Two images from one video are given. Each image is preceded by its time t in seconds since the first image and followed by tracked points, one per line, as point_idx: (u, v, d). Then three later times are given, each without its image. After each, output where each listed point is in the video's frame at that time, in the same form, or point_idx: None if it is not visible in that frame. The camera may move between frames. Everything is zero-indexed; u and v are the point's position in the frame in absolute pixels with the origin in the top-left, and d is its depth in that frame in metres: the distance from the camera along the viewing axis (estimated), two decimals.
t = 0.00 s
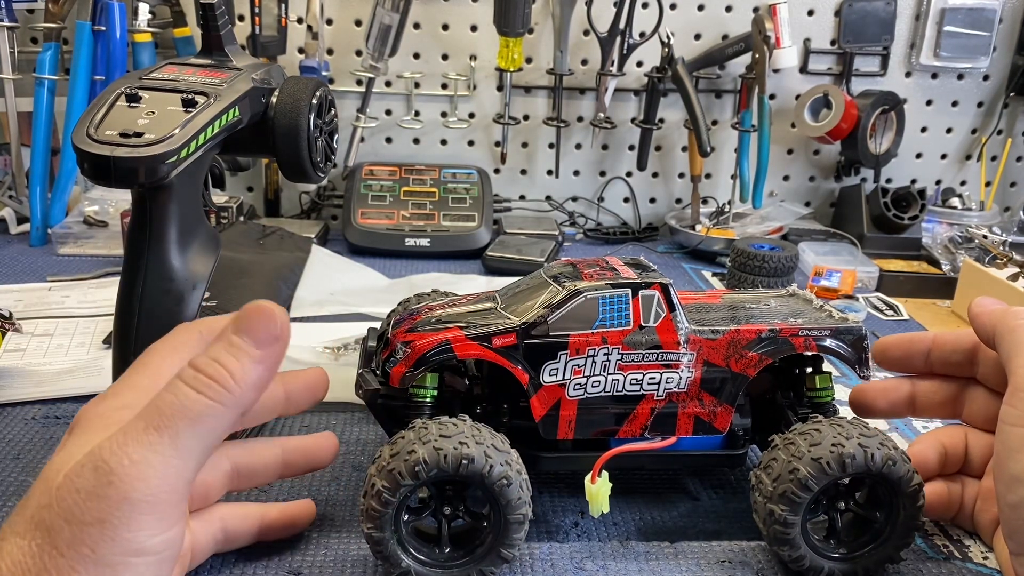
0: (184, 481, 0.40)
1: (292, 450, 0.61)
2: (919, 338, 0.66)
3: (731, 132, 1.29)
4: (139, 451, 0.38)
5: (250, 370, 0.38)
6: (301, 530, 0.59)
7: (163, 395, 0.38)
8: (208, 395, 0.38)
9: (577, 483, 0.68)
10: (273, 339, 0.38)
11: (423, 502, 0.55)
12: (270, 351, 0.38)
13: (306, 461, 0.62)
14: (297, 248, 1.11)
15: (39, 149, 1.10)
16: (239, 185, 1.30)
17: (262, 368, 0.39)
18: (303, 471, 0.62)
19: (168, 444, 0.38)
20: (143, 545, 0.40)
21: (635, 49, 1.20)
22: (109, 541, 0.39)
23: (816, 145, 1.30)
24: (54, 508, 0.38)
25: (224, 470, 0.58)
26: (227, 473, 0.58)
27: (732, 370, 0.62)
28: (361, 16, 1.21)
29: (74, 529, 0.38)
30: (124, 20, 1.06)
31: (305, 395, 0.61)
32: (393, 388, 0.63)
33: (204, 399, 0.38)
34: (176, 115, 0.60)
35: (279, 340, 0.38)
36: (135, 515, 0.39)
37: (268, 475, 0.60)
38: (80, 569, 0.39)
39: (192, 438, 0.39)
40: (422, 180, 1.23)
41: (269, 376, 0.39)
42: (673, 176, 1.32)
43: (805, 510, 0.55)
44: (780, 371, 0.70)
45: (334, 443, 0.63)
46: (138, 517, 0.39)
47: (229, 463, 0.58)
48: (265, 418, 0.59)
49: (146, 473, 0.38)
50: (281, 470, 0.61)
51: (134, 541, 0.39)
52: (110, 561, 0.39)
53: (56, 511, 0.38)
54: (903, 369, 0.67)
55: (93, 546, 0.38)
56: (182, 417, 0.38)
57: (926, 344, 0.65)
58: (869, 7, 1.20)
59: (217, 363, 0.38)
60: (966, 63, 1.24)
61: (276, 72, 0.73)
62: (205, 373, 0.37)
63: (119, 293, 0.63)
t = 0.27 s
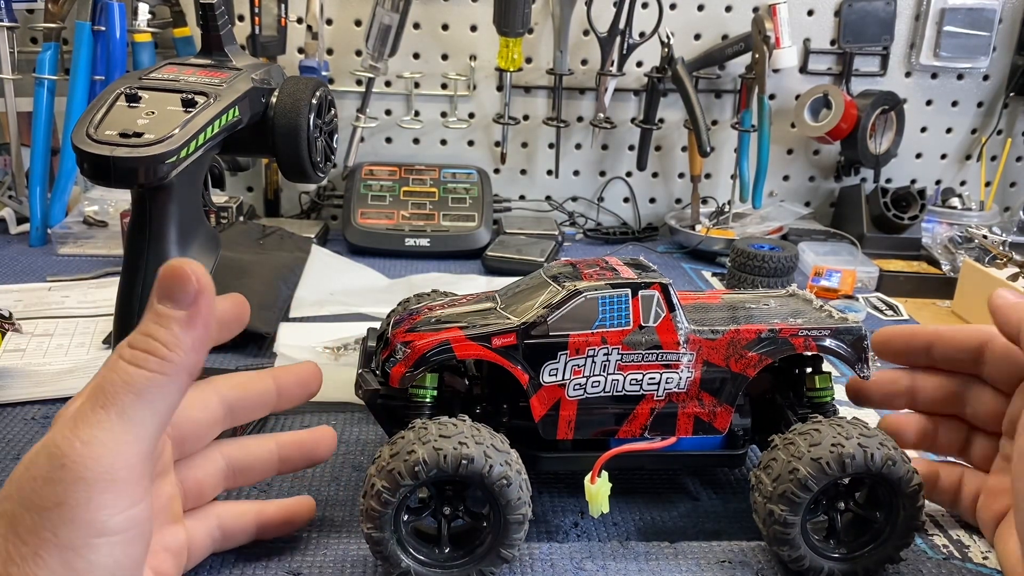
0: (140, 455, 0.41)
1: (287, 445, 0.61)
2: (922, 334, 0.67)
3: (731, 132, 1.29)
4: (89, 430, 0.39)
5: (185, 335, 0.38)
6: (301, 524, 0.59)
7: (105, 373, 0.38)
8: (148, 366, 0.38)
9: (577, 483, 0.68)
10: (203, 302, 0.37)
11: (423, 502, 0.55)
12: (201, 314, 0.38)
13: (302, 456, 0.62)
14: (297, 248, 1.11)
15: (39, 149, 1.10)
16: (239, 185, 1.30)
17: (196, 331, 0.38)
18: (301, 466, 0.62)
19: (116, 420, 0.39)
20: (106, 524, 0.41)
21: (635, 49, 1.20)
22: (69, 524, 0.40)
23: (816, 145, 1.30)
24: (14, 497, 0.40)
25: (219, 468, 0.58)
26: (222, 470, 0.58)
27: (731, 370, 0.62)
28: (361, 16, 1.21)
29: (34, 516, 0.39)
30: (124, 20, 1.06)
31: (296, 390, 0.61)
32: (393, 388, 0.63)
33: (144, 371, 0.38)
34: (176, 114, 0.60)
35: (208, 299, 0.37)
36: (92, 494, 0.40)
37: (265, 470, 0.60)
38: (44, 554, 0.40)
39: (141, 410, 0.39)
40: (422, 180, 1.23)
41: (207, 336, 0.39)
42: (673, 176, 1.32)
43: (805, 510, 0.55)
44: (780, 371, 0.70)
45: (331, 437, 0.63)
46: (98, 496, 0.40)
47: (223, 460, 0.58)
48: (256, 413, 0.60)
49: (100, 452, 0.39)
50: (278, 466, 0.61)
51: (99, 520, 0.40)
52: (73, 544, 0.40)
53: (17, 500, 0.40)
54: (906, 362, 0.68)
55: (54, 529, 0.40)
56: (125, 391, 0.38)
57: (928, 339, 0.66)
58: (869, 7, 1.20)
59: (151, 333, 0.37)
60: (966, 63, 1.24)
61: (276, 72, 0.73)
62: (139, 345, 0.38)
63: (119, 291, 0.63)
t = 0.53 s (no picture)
0: (124, 445, 0.41)
1: (284, 438, 0.61)
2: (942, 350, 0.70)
3: (731, 132, 1.29)
4: (71, 423, 0.40)
5: (151, 321, 0.39)
6: (301, 516, 0.59)
7: (82, 367, 0.39)
8: (123, 355, 0.39)
9: (577, 483, 0.68)
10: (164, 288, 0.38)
11: (423, 502, 0.55)
12: (164, 299, 0.38)
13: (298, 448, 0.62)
14: (297, 248, 1.11)
15: (39, 149, 1.10)
16: (239, 185, 1.30)
17: (164, 316, 0.39)
18: (298, 457, 0.62)
19: (97, 411, 0.40)
20: (93, 514, 0.42)
21: (635, 49, 1.20)
22: (55, 515, 0.41)
23: (816, 145, 1.30)
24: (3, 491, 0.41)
25: (216, 464, 0.58)
26: (220, 466, 0.58)
27: (732, 370, 0.63)
28: (361, 16, 1.21)
29: (22, 509, 0.40)
30: (124, 20, 1.07)
31: (294, 385, 0.62)
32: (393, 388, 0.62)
33: (119, 360, 0.39)
34: (176, 114, 0.60)
35: (169, 284, 0.38)
36: (78, 486, 0.41)
37: (263, 465, 0.61)
38: (31, 546, 0.41)
39: (121, 401, 0.40)
40: (422, 180, 1.23)
41: (175, 320, 0.40)
42: (673, 176, 1.32)
43: (805, 510, 0.55)
44: (780, 371, 0.70)
45: (326, 427, 0.63)
46: (83, 486, 0.41)
47: (220, 456, 0.58)
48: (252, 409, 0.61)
49: (83, 444, 0.40)
50: (276, 460, 0.61)
51: (86, 510, 0.41)
52: (60, 535, 0.41)
53: (5, 495, 0.41)
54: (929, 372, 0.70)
55: (41, 521, 0.41)
56: (104, 382, 0.39)
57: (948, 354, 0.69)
58: (869, 7, 1.20)
59: (121, 323, 0.38)
60: (966, 63, 1.24)
61: (276, 72, 0.73)
62: (111, 336, 0.38)
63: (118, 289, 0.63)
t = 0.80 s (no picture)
0: (117, 445, 0.41)
1: (275, 428, 0.61)
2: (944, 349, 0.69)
3: (732, 132, 1.29)
4: (64, 425, 0.39)
5: (138, 318, 0.37)
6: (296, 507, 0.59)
7: (74, 367, 0.39)
8: (112, 354, 0.38)
9: (577, 483, 0.68)
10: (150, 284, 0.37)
11: (423, 502, 0.55)
12: (150, 296, 0.37)
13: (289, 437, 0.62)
14: (297, 248, 1.11)
15: (39, 149, 1.09)
16: (239, 185, 1.30)
17: (151, 313, 0.38)
18: (289, 447, 0.63)
19: (88, 413, 0.39)
20: (89, 516, 0.42)
21: (635, 49, 1.20)
22: (50, 518, 0.41)
23: (816, 145, 1.30)
24: None
25: (211, 457, 0.58)
26: (215, 460, 0.58)
27: (732, 370, 0.63)
28: (362, 16, 1.21)
29: (17, 512, 0.41)
30: (124, 20, 1.07)
31: (262, 362, 0.64)
32: (393, 388, 0.62)
33: (109, 360, 0.38)
34: (176, 114, 0.60)
35: (154, 281, 0.37)
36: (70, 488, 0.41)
37: (256, 456, 0.61)
38: (27, 549, 0.41)
39: (113, 402, 0.40)
40: (422, 180, 1.23)
41: (165, 317, 0.39)
42: (673, 176, 1.32)
43: (805, 510, 0.55)
44: (780, 371, 0.70)
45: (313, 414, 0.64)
46: (78, 488, 0.41)
47: (215, 450, 0.58)
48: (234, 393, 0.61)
49: (75, 445, 0.40)
50: (268, 451, 0.61)
51: (81, 512, 0.41)
52: (56, 537, 0.41)
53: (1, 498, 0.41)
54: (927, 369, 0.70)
55: (36, 524, 0.41)
56: (94, 383, 0.39)
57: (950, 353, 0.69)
58: (869, 7, 1.20)
59: (108, 322, 0.37)
60: (966, 63, 1.24)
61: (276, 71, 0.73)
62: (98, 336, 0.38)
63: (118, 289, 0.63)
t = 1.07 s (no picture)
0: (116, 445, 0.41)
1: (275, 427, 0.61)
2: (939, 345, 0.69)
3: (732, 132, 1.29)
4: (62, 424, 0.40)
5: (132, 318, 0.37)
6: (295, 505, 0.59)
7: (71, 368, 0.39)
8: (108, 354, 0.38)
9: (577, 483, 0.68)
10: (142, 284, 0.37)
11: (423, 502, 0.55)
12: (145, 297, 0.37)
13: (289, 435, 0.62)
14: (297, 248, 1.11)
15: (39, 149, 1.09)
16: (239, 185, 1.30)
17: (145, 312, 0.38)
18: (289, 446, 0.63)
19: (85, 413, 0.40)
20: (87, 515, 0.42)
21: (635, 49, 1.20)
22: (48, 518, 0.41)
23: (816, 145, 1.30)
24: None
25: (211, 457, 0.58)
26: (215, 460, 0.58)
27: (732, 370, 0.63)
28: (362, 16, 1.21)
29: (16, 512, 0.41)
30: (124, 20, 1.07)
31: (263, 360, 0.64)
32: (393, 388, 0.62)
33: (106, 360, 0.38)
34: (176, 114, 0.60)
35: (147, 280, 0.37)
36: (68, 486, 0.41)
37: (256, 454, 0.61)
38: (26, 548, 0.41)
39: (111, 401, 0.40)
40: (422, 180, 1.23)
41: (161, 317, 0.39)
42: (673, 176, 1.32)
43: (805, 510, 0.55)
44: (780, 371, 0.70)
45: (313, 412, 0.64)
46: (75, 488, 0.41)
47: (215, 449, 0.58)
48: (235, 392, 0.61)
49: (73, 445, 0.40)
50: (268, 449, 0.61)
51: (78, 513, 0.41)
52: (55, 536, 0.41)
53: None
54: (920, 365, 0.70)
55: (34, 523, 0.41)
56: (92, 382, 0.39)
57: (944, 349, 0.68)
58: (869, 7, 1.20)
59: (103, 323, 0.37)
60: (966, 63, 1.24)
61: (276, 71, 0.73)
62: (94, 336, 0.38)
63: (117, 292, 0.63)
